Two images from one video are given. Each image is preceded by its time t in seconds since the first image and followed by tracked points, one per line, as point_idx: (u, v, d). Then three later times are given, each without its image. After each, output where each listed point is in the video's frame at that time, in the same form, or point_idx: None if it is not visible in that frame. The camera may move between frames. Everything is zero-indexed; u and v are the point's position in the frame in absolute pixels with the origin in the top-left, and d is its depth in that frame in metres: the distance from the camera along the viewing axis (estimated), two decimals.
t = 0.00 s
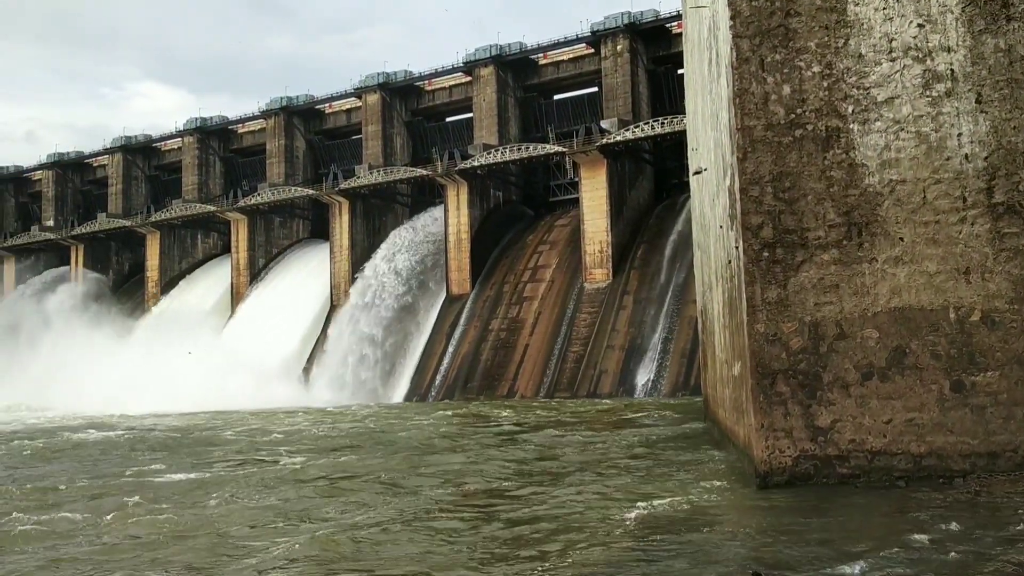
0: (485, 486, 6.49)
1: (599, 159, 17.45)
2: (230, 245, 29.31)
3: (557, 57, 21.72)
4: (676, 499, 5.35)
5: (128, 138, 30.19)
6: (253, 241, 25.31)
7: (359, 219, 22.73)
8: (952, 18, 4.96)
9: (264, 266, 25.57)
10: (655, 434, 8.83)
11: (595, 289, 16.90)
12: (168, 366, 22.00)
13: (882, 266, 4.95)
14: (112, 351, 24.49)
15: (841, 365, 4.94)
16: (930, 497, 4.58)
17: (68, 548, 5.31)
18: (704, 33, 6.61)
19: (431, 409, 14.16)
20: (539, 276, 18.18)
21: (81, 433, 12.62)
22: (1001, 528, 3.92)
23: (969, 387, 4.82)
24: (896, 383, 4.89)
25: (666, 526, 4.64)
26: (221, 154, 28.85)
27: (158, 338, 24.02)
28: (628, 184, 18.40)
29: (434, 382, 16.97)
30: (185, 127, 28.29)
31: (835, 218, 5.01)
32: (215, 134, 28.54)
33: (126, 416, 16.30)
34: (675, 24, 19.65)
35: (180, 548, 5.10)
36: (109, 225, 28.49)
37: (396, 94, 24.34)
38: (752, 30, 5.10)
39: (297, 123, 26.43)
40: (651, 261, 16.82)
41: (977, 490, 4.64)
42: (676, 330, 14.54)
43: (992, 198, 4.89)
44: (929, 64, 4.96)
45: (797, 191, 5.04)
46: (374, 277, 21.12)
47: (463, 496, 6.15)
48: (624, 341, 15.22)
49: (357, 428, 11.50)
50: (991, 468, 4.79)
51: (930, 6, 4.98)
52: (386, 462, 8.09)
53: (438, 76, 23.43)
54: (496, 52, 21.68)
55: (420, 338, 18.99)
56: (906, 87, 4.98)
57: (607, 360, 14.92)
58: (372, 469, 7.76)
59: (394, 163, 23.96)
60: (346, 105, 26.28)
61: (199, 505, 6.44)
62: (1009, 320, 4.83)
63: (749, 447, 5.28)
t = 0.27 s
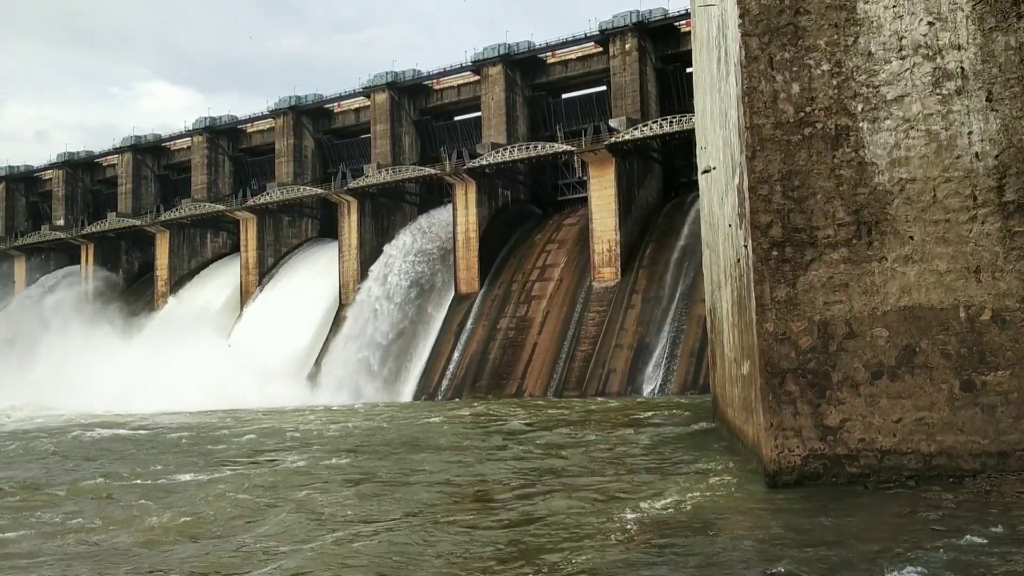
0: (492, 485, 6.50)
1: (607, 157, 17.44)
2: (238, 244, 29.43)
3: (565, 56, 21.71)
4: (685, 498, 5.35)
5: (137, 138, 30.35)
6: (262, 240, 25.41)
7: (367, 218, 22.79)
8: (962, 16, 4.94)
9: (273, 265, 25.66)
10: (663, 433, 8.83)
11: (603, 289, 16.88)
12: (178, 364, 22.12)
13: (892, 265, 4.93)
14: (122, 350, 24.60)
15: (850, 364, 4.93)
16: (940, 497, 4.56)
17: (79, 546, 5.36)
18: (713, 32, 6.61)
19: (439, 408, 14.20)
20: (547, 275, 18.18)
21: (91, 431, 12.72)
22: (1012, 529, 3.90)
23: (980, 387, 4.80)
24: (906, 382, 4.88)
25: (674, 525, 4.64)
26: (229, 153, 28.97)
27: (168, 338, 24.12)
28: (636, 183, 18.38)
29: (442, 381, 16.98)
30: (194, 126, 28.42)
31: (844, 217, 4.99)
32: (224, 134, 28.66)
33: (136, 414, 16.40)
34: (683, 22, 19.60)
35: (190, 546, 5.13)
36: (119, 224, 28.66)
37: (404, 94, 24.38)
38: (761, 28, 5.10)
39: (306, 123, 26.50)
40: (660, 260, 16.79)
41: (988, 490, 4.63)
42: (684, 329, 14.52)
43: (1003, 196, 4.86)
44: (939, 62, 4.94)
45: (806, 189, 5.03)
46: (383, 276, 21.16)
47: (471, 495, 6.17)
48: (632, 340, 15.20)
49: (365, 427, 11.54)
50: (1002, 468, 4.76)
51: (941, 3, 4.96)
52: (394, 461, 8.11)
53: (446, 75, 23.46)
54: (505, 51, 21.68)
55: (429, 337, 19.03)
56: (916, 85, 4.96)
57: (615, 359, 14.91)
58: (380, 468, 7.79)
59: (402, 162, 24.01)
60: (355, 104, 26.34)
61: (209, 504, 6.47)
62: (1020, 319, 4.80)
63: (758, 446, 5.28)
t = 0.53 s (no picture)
0: (500, 484, 6.52)
1: (616, 156, 17.43)
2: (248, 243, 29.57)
3: (574, 54, 21.69)
4: (693, 497, 5.35)
5: (147, 137, 30.52)
6: (271, 239, 25.52)
7: (376, 217, 22.84)
8: (973, 14, 4.92)
9: (283, 264, 25.77)
10: (672, 432, 8.83)
11: (612, 287, 16.85)
12: (188, 362, 22.24)
13: (902, 264, 4.92)
14: (132, 348, 24.75)
15: (860, 363, 4.92)
16: (950, 497, 4.55)
17: (90, 543, 5.41)
18: (723, 30, 6.60)
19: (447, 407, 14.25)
20: (556, 274, 18.17)
21: (102, 429, 12.82)
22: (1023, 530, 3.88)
23: (991, 386, 4.78)
24: (917, 382, 4.86)
25: (681, 524, 4.65)
26: (239, 153, 29.09)
27: (178, 336, 24.24)
28: (645, 181, 18.36)
29: (451, 380, 17.02)
30: (204, 126, 28.55)
31: (854, 215, 4.98)
32: (234, 133, 28.79)
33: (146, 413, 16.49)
34: (692, 21, 19.55)
35: (199, 544, 5.17)
36: (129, 223, 28.84)
37: (413, 93, 24.42)
38: (770, 26, 5.10)
39: (315, 121, 26.59)
40: (669, 258, 16.77)
41: (999, 490, 4.60)
42: (693, 328, 14.49)
43: (1015, 195, 4.83)
44: (950, 60, 4.92)
45: (816, 188, 5.02)
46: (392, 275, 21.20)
47: (479, 494, 6.19)
48: (641, 339, 15.19)
49: (373, 426, 11.60)
50: (1013, 468, 4.74)
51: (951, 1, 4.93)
52: (403, 460, 8.14)
53: (455, 74, 23.49)
54: (513, 50, 21.68)
55: (437, 337, 19.05)
56: (927, 83, 4.94)
57: (624, 358, 14.89)
58: (388, 466, 7.82)
59: (411, 161, 24.05)
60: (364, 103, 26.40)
61: (218, 502, 6.51)
62: None
63: (768, 445, 5.28)
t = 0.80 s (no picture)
0: (509, 482, 6.52)
1: (626, 155, 17.40)
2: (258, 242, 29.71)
3: (584, 53, 21.66)
4: (703, 496, 5.34)
5: (157, 136, 30.68)
6: (281, 238, 25.62)
7: (386, 216, 22.90)
8: (985, 11, 4.89)
9: (293, 262, 25.88)
10: (681, 431, 8.82)
11: (622, 286, 16.85)
12: (198, 360, 22.36)
13: (914, 263, 4.90)
14: (144, 346, 24.92)
15: (871, 362, 4.91)
16: (962, 497, 4.53)
17: (102, 541, 5.44)
18: (733, 28, 6.58)
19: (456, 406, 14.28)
20: (566, 272, 18.17)
21: (112, 428, 12.90)
22: None
23: (1003, 385, 4.76)
24: (928, 381, 4.84)
25: (691, 524, 4.64)
26: (249, 151, 29.21)
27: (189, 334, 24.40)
28: (655, 180, 18.33)
29: (461, 378, 17.05)
30: (214, 125, 28.69)
31: (865, 214, 4.97)
32: (244, 132, 28.91)
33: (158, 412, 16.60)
34: (702, 19, 19.49)
35: (210, 543, 5.19)
36: (140, 222, 29.01)
37: (423, 91, 24.45)
38: (781, 24, 5.08)
39: (325, 121, 26.67)
40: (679, 257, 16.74)
41: (1012, 490, 4.58)
42: (703, 326, 14.48)
43: None
44: (962, 57, 4.90)
45: (827, 187, 5.01)
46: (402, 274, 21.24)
47: (488, 492, 6.19)
48: (651, 337, 15.18)
49: (381, 424, 11.65)
50: None
51: None
52: (411, 458, 8.15)
53: (464, 73, 23.51)
54: (523, 48, 21.67)
55: (447, 335, 19.10)
56: (939, 81, 4.92)
57: (634, 357, 14.88)
58: (397, 464, 7.85)
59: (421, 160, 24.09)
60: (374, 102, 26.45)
61: (227, 500, 6.54)
62: None
63: (778, 444, 5.28)
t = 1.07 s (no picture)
0: (518, 482, 6.52)
1: (636, 154, 17.37)
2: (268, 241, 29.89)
3: (594, 52, 21.63)
4: (713, 496, 5.34)
5: (168, 135, 30.84)
6: (291, 237, 25.71)
7: (396, 215, 22.94)
8: (998, 9, 4.87)
9: (303, 261, 25.97)
10: (690, 430, 8.82)
11: (631, 285, 16.82)
12: (208, 359, 22.45)
13: (926, 262, 4.88)
14: (156, 344, 25.05)
15: (883, 361, 4.89)
16: (974, 497, 4.51)
17: (113, 539, 5.47)
18: (743, 26, 6.55)
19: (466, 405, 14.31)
20: (575, 272, 18.15)
21: (122, 427, 12.98)
22: None
23: (1015, 385, 4.74)
24: (940, 380, 4.83)
25: (700, 524, 4.63)
26: (259, 151, 29.32)
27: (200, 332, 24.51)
28: (665, 178, 18.31)
29: (470, 377, 17.06)
30: (225, 124, 28.82)
31: (877, 212, 4.95)
32: (254, 132, 29.03)
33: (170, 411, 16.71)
34: (713, 17, 19.43)
35: (220, 542, 5.21)
36: (151, 221, 29.18)
37: (433, 90, 24.48)
38: (791, 22, 5.06)
39: (334, 120, 26.74)
40: (689, 256, 16.71)
41: None
42: (713, 325, 14.44)
43: None
44: (974, 56, 4.88)
45: (838, 186, 4.99)
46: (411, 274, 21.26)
47: (498, 492, 6.19)
48: (661, 337, 15.15)
49: (389, 423, 11.71)
50: None
51: None
52: (421, 457, 8.18)
53: (474, 72, 23.53)
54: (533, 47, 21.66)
55: (457, 334, 19.11)
56: (951, 79, 4.90)
57: (644, 356, 14.86)
58: (408, 463, 7.87)
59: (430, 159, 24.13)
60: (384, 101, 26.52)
61: (237, 500, 6.57)
62: None
63: (788, 444, 5.26)
